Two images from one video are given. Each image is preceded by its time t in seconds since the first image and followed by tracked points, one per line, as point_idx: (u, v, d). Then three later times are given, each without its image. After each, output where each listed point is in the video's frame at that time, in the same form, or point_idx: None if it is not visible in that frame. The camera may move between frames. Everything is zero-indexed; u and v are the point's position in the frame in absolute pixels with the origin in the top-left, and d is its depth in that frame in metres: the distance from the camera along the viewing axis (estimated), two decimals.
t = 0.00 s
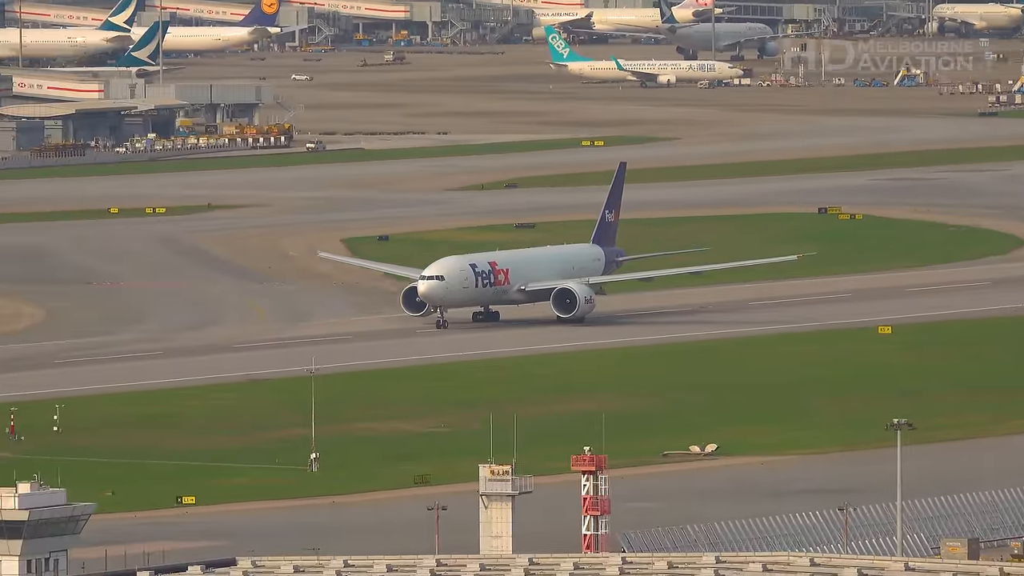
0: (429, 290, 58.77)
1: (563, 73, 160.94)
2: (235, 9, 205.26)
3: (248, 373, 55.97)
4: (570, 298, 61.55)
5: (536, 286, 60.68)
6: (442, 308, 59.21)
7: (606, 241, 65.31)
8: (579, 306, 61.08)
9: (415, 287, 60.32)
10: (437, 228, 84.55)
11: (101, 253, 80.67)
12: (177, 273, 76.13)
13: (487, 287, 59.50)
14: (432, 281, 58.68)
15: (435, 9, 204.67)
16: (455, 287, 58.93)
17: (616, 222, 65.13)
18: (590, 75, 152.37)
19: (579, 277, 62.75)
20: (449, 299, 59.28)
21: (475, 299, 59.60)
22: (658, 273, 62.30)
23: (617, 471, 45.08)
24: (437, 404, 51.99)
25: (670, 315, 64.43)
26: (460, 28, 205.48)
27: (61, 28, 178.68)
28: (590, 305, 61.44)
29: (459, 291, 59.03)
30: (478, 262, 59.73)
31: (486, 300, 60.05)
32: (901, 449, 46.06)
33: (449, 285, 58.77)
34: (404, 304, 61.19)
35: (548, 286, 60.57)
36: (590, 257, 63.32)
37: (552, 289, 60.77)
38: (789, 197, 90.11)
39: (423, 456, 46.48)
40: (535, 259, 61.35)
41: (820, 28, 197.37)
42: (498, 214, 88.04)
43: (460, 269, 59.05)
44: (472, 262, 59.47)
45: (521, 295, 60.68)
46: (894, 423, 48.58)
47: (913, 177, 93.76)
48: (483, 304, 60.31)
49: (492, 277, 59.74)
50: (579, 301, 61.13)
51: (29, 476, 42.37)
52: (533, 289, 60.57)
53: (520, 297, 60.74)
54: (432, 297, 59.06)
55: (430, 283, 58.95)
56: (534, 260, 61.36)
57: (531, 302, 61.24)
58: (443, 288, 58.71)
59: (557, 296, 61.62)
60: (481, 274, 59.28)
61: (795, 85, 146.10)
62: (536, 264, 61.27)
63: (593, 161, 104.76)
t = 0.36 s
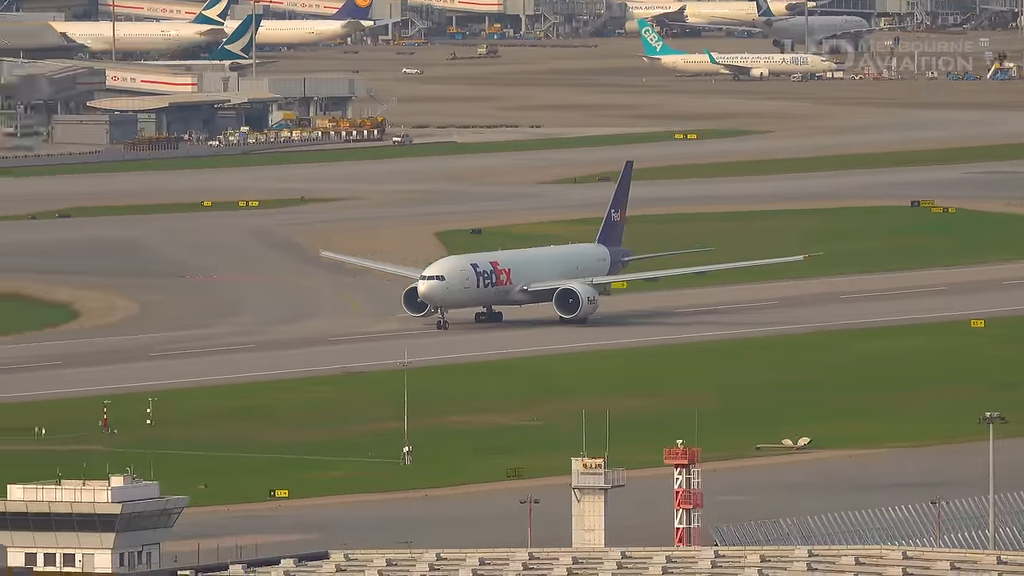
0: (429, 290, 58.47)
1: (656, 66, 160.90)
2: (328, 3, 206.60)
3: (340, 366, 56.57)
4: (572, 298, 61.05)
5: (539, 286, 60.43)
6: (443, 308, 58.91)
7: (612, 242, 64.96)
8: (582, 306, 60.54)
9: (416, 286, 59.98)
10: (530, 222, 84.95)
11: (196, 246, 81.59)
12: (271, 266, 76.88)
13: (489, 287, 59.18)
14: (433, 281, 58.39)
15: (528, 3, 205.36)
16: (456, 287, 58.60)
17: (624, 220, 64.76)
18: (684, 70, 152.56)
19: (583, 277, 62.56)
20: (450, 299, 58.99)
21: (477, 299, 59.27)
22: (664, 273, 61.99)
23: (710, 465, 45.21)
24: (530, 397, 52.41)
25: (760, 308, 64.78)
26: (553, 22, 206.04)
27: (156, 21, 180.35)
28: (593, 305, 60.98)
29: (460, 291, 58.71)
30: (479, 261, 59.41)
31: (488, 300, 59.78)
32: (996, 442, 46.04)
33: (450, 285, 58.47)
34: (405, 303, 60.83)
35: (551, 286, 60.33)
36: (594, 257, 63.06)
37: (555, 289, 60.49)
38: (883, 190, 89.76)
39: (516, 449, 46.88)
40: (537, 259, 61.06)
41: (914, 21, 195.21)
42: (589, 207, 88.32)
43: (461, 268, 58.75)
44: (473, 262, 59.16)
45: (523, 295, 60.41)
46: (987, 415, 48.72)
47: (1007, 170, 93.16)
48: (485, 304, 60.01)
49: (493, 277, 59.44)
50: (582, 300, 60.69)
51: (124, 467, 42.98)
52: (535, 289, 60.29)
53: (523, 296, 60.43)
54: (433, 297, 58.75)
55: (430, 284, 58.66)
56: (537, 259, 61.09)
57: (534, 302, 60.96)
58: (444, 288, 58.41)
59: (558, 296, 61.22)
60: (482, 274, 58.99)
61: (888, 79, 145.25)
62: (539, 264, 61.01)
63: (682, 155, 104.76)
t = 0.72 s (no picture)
0: (427, 290, 56.82)
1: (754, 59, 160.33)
2: None
3: (434, 360, 56.85)
4: (572, 299, 59.81)
5: (541, 287, 58.77)
6: (442, 309, 57.23)
7: (615, 242, 63.59)
8: (583, 308, 59.31)
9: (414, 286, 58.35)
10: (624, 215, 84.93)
11: (290, 240, 82.15)
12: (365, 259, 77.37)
13: (489, 288, 57.53)
14: (431, 281, 56.78)
15: None
16: (455, 288, 56.98)
17: (626, 221, 63.72)
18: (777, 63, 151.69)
19: (586, 278, 60.99)
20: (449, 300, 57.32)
21: (476, 301, 57.62)
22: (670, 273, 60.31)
23: (806, 459, 45.07)
24: (625, 392, 52.54)
25: (854, 302, 65.06)
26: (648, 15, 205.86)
27: (252, 15, 181.68)
28: (594, 305, 59.84)
29: (459, 292, 57.03)
30: (479, 262, 57.82)
31: (488, 301, 58.09)
32: None
33: (449, 285, 56.82)
34: (405, 304, 59.17)
35: (552, 287, 58.69)
36: (598, 258, 61.45)
37: (556, 290, 58.85)
38: (982, 183, 89.11)
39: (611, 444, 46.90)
40: (538, 259, 59.42)
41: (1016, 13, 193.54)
42: (682, 201, 88.29)
43: (460, 269, 57.13)
44: (473, 262, 57.57)
45: (524, 296, 58.73)
46: None
47: None
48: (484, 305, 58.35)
49: (493, 278, 57.81)
50: (584, 302, 59.51)
51: (220, 461, 43.43)
52: (536, 290, 58.64)
53: (523, 298, 58.77)
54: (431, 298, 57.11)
55: (428, 284, 57.02)
56: (538, 260, 59.45)
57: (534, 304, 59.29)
58: (442, 289, 56.78)
59: (559, 297, 59.83)
60: (482, 275, 57.38)
61: (987, 72, 143.99)
62: (540, 264, 59.37)
63: (774, 149, 104.42)
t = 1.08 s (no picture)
0: (421, 292, 56.24)
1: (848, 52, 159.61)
2: None
3: (526, 354, 57.18)
4: (571, 300, 58.66)
5: (538, 288, 58.02)
6: (438, 311, 56.62)
7: (618, 243, 62.65)
8: (580, 308, 58.09)
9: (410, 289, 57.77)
10: (720, 209, 84.90)
11: (384, 234, 82.71)
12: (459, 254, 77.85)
13: (485, 290, 56.87)
14: (426, 282, 56.19)
15: None
16: (450, 289, 56.34)
17: (627, 220, 62.75)
18: (872, 58, 150.67)
19: (587, 280, 60.20)
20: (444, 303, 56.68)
21: (472, 302, 56.98)
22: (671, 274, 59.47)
23: (899, 451, 45.12)
24: (716, 385, 52.62)
25: (951, 296, 64.78)
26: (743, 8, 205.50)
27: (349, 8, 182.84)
28: (592, 307, 58.58)
29: (454, 294, 56.39)
30: (475, 263, 57.21)
31: (484, 303, 57.42)
32: None
33: (444, 287, 56.21)
34: (403, 307, 58.58)
35: (550, 289, 57.94)
36: (599, 259, 60.65)
37: (553, 291, 58.09)
38: None
39: (704, 436, 47.22)
40: (537, 261, 58.70)
41: None
42: (774, 195, 88.09)
43: (456, 270, 56.52)
44: (468, 263, 56.97)
45: (522, 297, 58.01)
46: None
47: None
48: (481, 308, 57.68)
49: (490, 279, 57.15)
50: (581, 303, 58.30)
51: (313, 455, 43.92)
52: (534, 291, 57.90)
53: (521, 300, 58.04)
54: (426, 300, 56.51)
55: (423, 286, 56.43)
56: (537, 261, 58.71)
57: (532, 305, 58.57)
58: (437, 291, 56.16)
59: (556, 298, 58.74)
60: (478, 276, 56.75)
61: None
62: (539, 266, 58.63)
63: (868, 142, 103.95)
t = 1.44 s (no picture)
0: (414, 294, 54.94)
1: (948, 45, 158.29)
2: None
3: (622, 347, 57.54)
4: (567, 302, 57.52)
5: (534, 289, 56.76)
6: (431, 313, 55.33)
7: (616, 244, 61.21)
8: (576, 309, 56.94)
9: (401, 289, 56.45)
10: (816, 203, 84.74)
11: (480, 228, 83.23)
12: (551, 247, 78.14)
13: (479, 291, 55.59)
14: (419, 284, 54.87)
15: None
16: (445, 291, 55.05)
17: (625, 220, 61.35)
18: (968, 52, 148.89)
19: (584, 280, 58.93)
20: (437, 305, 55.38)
21: (467, 304, 55.70)
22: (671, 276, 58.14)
23: (997, 445, 45.16)
24: (813, 378, 52.81)
25: None
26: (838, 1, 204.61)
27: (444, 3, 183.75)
28: (589, 309, 57.42)
29: (449, 295, 55.07)
30: (469, 264, 55.90)
31: (479, 305, 56.10)
32: None
33: (437, 289, 54.90)
34: (396, 308, 57.23)
35: (546, 290, 56.66)
36: (597, 259, 59.37)
37: (550, 293, 56.86)
38: None
39: (801, 428, 47.41)
40: (532, 262, 57.43)
41: None
42: (869, 189, 87.80)
43: (450, 271, 55.21)
44: (462, 264, 55.63)
45: (517, 299, 56.74)
46: None
47: None
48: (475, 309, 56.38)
49: (484, 280, 55.85)
50: (577, 304, 57.15)
51: (412, 449, 44.60)
52: (529, 293, 56.61)
53: (516, 301, 56.75)
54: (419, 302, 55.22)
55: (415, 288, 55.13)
56: (532, 262, 57.45)
57: (528, 307, 57.29)
58: (431, 292, 54.86)
59: (552, 300, 57.57)
60: (472, 278, 55.44)
61: None
62: (534, 267, 57.34)
63: (965, 136, 103.36)
